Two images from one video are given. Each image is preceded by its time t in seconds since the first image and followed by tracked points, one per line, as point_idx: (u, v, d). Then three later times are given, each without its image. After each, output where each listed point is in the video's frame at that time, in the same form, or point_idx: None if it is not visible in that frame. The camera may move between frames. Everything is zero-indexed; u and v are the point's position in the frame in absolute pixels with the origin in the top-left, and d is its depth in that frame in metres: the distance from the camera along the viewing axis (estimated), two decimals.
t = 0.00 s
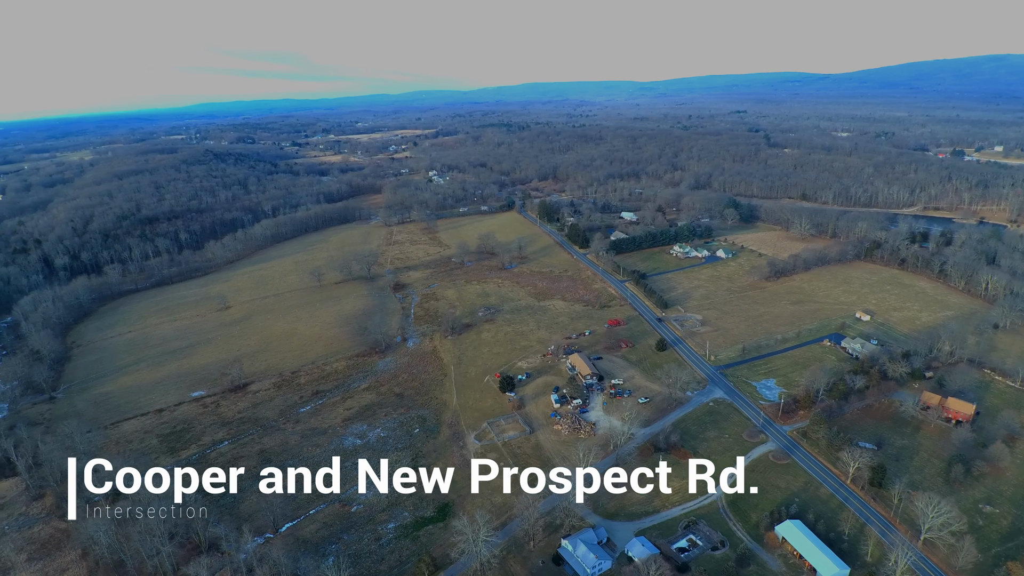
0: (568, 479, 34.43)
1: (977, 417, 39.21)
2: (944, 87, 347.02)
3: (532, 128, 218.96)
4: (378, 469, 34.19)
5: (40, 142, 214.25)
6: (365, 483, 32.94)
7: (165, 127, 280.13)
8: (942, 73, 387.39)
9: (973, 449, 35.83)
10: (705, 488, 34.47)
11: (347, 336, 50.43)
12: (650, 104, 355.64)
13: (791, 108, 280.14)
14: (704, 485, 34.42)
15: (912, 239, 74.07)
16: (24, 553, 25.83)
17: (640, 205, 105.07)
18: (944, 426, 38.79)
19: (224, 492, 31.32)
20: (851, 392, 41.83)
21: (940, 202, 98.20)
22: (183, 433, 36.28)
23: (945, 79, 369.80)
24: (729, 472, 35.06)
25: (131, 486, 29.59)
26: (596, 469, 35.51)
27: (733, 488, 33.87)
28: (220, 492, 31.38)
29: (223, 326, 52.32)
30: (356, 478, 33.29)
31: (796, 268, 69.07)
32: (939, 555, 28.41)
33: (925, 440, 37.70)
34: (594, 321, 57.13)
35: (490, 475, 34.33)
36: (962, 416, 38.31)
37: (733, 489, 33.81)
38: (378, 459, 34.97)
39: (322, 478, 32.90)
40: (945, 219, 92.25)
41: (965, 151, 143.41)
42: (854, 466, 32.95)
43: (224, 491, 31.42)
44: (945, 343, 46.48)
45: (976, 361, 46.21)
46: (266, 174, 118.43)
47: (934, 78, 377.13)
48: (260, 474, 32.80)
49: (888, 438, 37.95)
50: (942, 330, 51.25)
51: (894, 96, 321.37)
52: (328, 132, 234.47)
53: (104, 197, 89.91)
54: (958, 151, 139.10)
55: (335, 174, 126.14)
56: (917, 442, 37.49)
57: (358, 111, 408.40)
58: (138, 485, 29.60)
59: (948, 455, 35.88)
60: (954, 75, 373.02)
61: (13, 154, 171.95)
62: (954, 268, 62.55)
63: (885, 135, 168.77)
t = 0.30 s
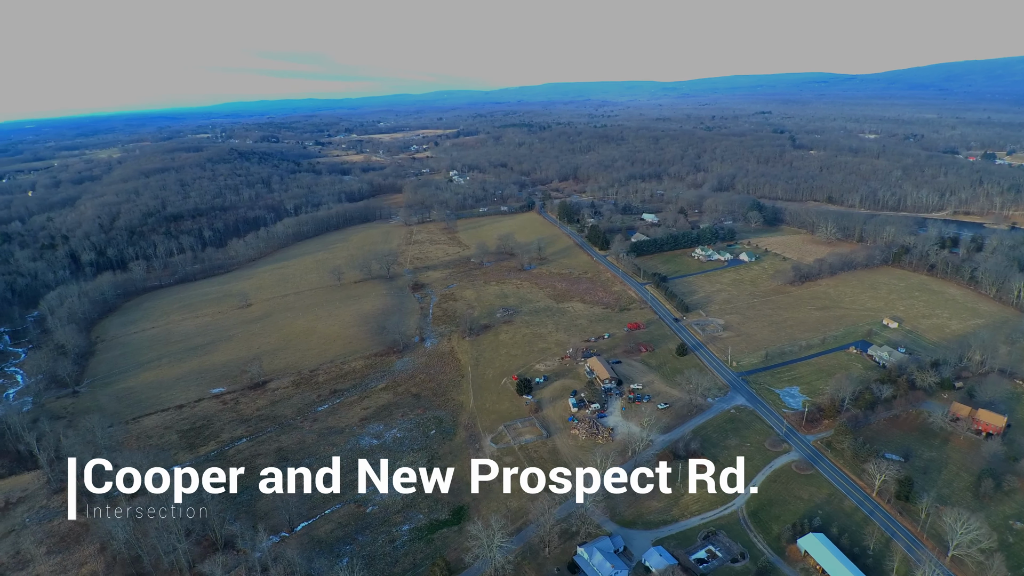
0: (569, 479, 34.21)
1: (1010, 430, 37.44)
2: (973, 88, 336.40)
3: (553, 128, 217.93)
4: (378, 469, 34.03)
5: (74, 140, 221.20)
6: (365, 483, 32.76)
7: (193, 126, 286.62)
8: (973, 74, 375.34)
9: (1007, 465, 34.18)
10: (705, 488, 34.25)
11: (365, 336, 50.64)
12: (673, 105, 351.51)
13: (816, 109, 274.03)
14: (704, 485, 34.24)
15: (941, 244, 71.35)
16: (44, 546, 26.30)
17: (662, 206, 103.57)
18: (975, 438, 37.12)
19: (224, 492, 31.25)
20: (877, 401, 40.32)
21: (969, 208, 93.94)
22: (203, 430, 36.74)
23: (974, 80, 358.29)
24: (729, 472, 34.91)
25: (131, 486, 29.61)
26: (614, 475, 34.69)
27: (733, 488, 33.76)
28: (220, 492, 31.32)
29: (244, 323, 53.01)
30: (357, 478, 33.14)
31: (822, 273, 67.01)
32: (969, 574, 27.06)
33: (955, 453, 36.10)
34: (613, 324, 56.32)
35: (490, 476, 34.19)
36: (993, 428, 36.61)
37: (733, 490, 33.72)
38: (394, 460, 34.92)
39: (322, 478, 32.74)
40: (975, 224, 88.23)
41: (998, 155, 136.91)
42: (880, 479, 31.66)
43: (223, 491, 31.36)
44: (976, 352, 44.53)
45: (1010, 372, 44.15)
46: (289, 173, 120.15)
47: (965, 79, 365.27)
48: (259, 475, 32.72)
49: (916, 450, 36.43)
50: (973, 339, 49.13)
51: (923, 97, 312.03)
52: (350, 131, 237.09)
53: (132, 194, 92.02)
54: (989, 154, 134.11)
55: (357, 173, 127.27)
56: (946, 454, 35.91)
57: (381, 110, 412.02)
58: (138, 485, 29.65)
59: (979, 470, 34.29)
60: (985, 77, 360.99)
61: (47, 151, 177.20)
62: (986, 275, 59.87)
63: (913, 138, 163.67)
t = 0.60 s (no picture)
0: (569, 479, 34.08)
1: None
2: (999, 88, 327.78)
3: (569, 128, 216.92)
4: (378, 469, 33.94)
5: (97, 138, 225.97)
6: (365, 483, 32.67)
7: (212, 125, 290.87)
8: (998, 75, 365.85)
9: None
10: (705, 488, 34.08)
11: (378, 336, 50.66)
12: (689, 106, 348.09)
13: (836, 110, 269.16)
14: (704, 485, 34.04)
15: (965, 248, 69.24)
16: (57, 542, 26.57)
17: (678, 208, 102.28)
18: (999, 449, 35.77)
19: (224, 492, 31.15)
20: (898, 409, 39.07)
21: (995, 211, 91.07)
22: (216, 428, 36.94)
23: (1000, 81, 349.18)
24: (729, 472, 34.69)
25: (132, 486, 29.61)
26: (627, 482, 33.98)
27: (734, 488, 33.54)
28: (220, 491, 31.23)
29: (259, 322, 53.40)
30: (356, 478, 33.05)
31: (842, 277, 65.35)
32: None
33: (978, 464, 34.81)
34: (628, 326, 55.58)
35: (489, 475, 34.14)
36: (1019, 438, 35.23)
37: (733, 490, 33.51)
38: (406, 461, 34.77)
39: (322, 477, 32.67)
40: (1002, 228, 85.41)
41: None
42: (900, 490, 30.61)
43: (223, 491, 31.25)
44: (1001, 360, 42.98)
45: None
46: (306, 172, 121.21)
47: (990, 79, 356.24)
48: (260, 475, 32.72)
49: (938, 460, 35.21)
50: (998, 347, 47.46)
51: (945, 97, 305.19)
52: (366, 131, 238.62)
53: (151, 193, 93.50)
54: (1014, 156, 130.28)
55: (372, 172, 127.94)
56: (969, 465, 34.65)
57: (398, 110, 413.12)
58: (138, 485, 29.58)
59: (1004, 482, 32.99)
60: (1011, 77, 351.41)
61: (71, 149, 181.18)
62: (1011, 280, 57.85)
63: (936, 139, 159.74)
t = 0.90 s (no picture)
0: (569, 479, 33.95)
1: None
2: None
3: (586, 128, 215.49)
4: (378, 469, 33.76)
5: (120, 137, 230.57)
6: (365, 483, 32.50)
7: (232, 124, 294.86)
8: None
9: None
10: (705, 488, 33.86)
11: (392, 335, 50.61)
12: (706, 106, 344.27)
13: (856, 111, 263.72)
14: (704, 485, 33.80)
15: (991, 253, 66.93)
16: (71, 538, 26.85)
17: (696, 209, 100.80)
18: None
19: (224, 492, 31.03)
20: (921, 419, 37.75)
21: None
22: (230, 426, 37.12)
23: None
24: (728, 472, 34.47)
25: (131, 486, 30.20)
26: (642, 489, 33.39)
27: (734, 488, 33.40)
28: (220, 492, 31.11)
29: (276, 320, 53.79)
30: (356, 478, 32.89)
31: (863, 281, 63.58)
32: None
33: (1005, 477, 33.43)
34: (644, 329, 54.76)
35: (489, 475, 34.04)
36: None
37: (733, 490, 33.34)
38: (418, 464, 34.50)
39: (322, 478, 32.53)
40: None
41: None
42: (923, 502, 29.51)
43: (223, 491, 31.13)
44: None
45: None
46: (323, 171, 122.12)
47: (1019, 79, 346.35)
48: (260, 475, 32.61)
49: (962, 472, 33.90)
50: None
51: (969, 99, 297.75)
52: (382, 130, 239.85)
53: (170, 191, 94.85)
54: None
55: (389, 172, 128.50)
56: (995, 478, 33.31)
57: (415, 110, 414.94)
58: (138, 484, 30.20)
59: None
60: None
61: (93, 147, 184.75)
62: None
63: (959, 141, 155.32)
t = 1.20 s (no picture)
0: (568, 478, 33.72)
1: None
2: None
3: (608, 128, 213.52)
4: (379, 469, 33.51)
5: (150, 135, 236.51)
6: (365, 483, 32.29)
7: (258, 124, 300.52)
8: None
9: None
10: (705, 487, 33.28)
11: (411, 335, 50.59)
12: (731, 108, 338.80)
13: (886, 111, 256.42)
14: (704, 485, 33.25)
15: None
16: (91, 532, 27.35)
17: (720, 212, 98.85)
18: None
19: (224, 492, 30.87)
20: (952, 430, 36.13)
21: None
22: (250, 423, 37.46)
23: None
24: (729, 472, 33.99)
25: (131, 485, 30.30)
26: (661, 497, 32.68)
27: (734, 488, 32.98)
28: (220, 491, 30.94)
29: (297, 317, 54.27)
30: (357, 478, 32.65)
31: (892, 287, 61.34)
32: None
33: None
34: (665, 333, 53.70)
35: (490, 475, 33.82)
36: None
37: (733, 490, 32.91)
38: (434, 466, 34.23)
39: (322, 478, 32.38)
40: None
41: None
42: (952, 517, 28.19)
43: (224, 491, 30.97)
44: None
45: None
46: (346, 170, 123.31)
47: None
48: (259, 475, 32.48)
49: (994, 487, 32.35)
50: None
51: (1004, 100, 287.94)
52: (404, 130, 241.67)
53: (196, 189, 96.76)
54: None
55: (411, 171, 129.18)
56: None
57: (438, 110, 416.67)
58: (138, 484, 30.32)
59: None
60: None
61: (124, 144, 189.79)
62: None
63: (992, 143, 149.71)
